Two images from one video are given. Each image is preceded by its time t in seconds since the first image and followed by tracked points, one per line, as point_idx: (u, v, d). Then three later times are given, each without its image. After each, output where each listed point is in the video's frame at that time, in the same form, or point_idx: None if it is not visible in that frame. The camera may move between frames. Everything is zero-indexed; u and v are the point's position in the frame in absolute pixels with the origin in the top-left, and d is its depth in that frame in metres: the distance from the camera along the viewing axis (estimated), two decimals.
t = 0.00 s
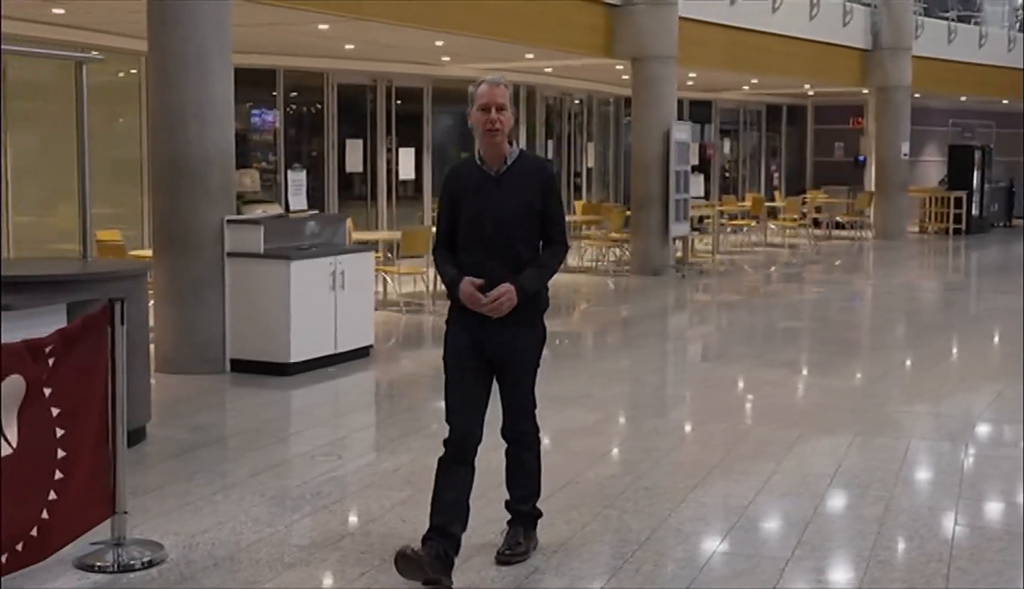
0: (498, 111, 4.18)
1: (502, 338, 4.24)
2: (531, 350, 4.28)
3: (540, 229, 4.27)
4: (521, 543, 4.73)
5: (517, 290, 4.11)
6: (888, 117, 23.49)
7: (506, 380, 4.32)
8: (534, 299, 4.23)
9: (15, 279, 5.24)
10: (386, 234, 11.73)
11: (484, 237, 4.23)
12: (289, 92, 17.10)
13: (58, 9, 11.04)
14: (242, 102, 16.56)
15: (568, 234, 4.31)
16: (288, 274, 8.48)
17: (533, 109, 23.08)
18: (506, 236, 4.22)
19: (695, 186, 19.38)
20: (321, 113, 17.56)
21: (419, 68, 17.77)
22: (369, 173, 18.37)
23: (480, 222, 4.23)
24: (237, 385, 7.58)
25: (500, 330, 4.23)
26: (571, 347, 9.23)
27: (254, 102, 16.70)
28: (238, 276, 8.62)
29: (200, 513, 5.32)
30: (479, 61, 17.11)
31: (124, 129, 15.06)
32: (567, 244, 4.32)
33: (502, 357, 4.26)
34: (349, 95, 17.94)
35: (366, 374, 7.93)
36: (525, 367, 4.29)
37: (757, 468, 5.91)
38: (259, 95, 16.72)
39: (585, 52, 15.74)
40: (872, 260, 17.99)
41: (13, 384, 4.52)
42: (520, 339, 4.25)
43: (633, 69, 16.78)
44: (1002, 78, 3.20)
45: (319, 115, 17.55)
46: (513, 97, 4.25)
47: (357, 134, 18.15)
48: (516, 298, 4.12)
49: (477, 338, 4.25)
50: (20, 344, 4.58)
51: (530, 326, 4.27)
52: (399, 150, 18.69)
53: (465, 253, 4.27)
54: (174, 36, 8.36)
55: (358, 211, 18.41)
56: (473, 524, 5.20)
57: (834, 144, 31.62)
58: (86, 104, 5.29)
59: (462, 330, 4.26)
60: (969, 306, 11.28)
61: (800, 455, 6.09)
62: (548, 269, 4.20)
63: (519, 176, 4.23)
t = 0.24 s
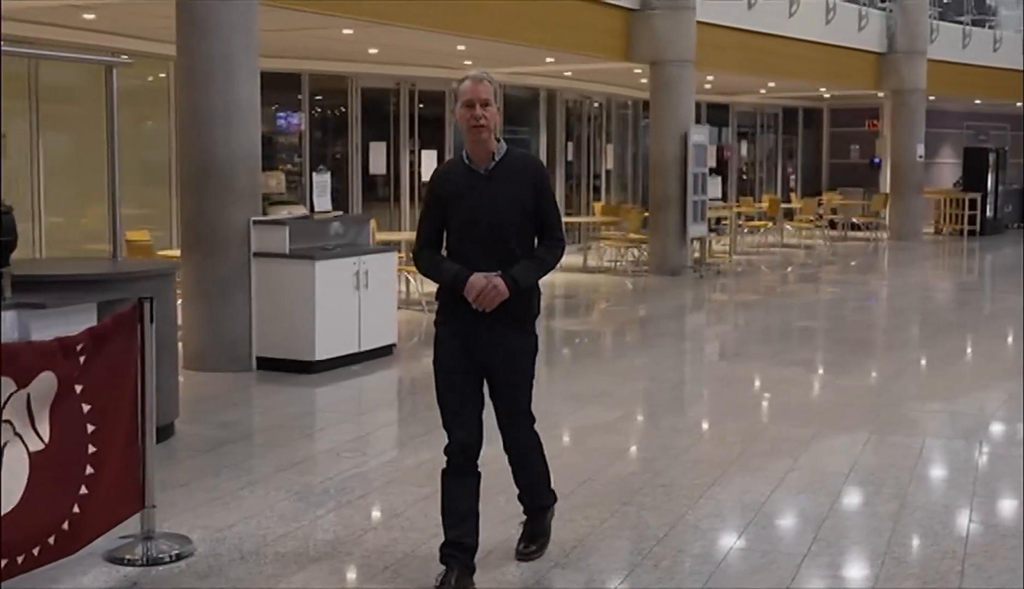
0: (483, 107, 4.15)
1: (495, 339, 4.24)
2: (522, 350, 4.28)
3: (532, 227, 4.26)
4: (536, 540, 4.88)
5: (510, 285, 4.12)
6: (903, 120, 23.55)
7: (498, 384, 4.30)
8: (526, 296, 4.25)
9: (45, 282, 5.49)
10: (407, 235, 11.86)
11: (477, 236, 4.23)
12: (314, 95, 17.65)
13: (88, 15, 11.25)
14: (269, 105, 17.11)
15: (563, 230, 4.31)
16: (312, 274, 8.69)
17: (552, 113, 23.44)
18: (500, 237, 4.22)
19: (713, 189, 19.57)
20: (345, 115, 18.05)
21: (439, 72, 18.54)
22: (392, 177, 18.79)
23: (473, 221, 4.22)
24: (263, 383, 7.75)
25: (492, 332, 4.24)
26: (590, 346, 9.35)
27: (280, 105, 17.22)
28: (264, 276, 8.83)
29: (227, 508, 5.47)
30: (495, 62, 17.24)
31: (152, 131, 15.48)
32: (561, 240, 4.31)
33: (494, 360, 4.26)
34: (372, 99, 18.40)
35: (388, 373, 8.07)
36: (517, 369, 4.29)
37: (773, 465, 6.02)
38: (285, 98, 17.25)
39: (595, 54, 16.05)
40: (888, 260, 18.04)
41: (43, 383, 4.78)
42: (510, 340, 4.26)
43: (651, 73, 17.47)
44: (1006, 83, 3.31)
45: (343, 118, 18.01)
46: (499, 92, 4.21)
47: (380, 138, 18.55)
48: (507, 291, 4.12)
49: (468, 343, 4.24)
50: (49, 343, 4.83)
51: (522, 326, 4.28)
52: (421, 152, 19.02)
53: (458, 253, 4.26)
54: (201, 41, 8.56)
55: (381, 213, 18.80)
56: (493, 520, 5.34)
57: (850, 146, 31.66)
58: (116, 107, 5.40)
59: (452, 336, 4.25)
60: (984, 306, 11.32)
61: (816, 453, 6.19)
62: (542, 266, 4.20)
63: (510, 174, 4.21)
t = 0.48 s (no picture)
0: (483, 106, 4.04)
1: (486, 340, 4.09)
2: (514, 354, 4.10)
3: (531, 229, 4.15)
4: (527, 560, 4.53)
5: (505, 278, 3.98)
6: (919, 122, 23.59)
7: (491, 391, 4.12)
8: (522, 296, 4.10)
9: (75, 284, 5.65)
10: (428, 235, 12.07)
11: (472, 233, 4.11)
12: (339, 98, 18.24)
13: (118, 21, 11.45)
14: (295, 108, 17.74)
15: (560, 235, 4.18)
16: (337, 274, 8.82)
17: (574, 115, 23.94)
18: (498, 238, 4.11)
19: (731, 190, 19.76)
20: (370, 118, 18.69)
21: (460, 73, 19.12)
22: (415, 178, 19.39)
23: (469, 217, 4.10)
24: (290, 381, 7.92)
25: (484, 332, 4.09)
26: (610, 344, 9.47)
27: (306, 109, 17.84)
28: (290, 276, 8.97)
29: (254, 502, 5.61)
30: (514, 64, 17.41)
31: (181, 135, 15.84)
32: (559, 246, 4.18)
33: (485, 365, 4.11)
34: (396, 101, 18.99)
35: (411, 372, 8.23)
36: (509, 375, 4.10)
37: (791, 463, 6.11)
38: (311, 102, 17.89)
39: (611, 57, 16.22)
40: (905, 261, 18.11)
41: (75, 379, 4.93)
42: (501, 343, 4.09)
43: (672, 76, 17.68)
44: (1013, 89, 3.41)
45: (367, 121, 18.63)
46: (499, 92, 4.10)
47: (403, 139, 19.17)
48: (501, 286, 3.97)
49: (458, 347, 4.12)
50: (80, 341, 4.97)
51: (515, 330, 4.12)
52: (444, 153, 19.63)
53: (452, 250, 4.14)
54: (230, 48, 8.76)
55: (403, 212, 19.34)
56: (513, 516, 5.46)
57: (867, 149, 31.77)
58: (145, 111, 5.52)
59: (445, 340, 4.13)
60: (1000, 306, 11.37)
61: (833, 451, 6.28)
62: (539, 265, 4.06)
63: (509, 174, 4.10)
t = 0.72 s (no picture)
0: (480, 119, 4.16)
1: (487, 350, 4.25)
2: (514, 368, 4.26)
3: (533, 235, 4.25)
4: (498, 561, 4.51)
5: (505, 291, 4.12)
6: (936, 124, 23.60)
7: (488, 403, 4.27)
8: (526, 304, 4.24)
9: (105, 283, 5.78)
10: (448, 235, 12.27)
11: (474, 243, 4.25)
12: (365, 102, 18.51)
13: (150, 25, 11.65)
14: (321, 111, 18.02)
15: (565, 239, 4.28)
16: (363, 273, 9.04)
17: (595, 118, 24.49)
18: (499, 245, 4.22)
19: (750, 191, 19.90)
20: (395, 121, 18.99)
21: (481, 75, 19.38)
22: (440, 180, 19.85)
23: (471, 227, 4.24)
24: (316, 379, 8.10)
25: (486, 344, 4.25)
26: (630, 343, 9.60)
27: (332, 111, 18.11)
28: (317, 276, 9.19)
29: (282, 496, 5.76)
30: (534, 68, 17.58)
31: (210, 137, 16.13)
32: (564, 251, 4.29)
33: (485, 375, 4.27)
34: (421, 104, 19.35)
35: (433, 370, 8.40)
36: (508, 387, 4.25)
37: (809, 460, 6.22)
38: (338, 105, 18.16)
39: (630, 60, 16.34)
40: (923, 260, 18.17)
41: (107, 377, 5.04)
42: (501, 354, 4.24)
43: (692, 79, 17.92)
44: (1022, 95, 3.52)
45: (393, 123, 18.96)
46: (499, 103, 4.20)
47: (428, 141, 19.55)
48: (500, 299, 4.12)
49: (460, 355, 4.28)
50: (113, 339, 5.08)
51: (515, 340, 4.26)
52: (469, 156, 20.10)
53: (458, 260, 4.30)
54: (258, 51, 8.89)
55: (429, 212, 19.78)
56: (536, 511, 5.61)
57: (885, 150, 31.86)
58: (176, 113, 5.64)
59: (449, 347, 4.31)
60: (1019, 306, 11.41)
61: (851, 448, 6.38)
62: (540, 275, 4.18)
63: (511, 180, 4.20)
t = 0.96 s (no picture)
0: (488, 122, 4.09)
1: (487, 360, 4.19)
2: (515, 378, 4.20)
3: (539, 242, 4.20)
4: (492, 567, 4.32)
5: (505, 302, 4.08)
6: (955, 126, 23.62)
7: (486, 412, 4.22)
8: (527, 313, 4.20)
9: (141, 282, 5.93)
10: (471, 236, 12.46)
11: (476, 247, 4.20)
12: (393, 104, 18.74)
13: (183, 31, 11.82)
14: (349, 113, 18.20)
15: (571, 249, 4.23)
16: (390, 273, 9.23)
17: (618, 120, 24.67)
18: (502, 251, 4.18)
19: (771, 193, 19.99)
20: (421, 123, 19.20)
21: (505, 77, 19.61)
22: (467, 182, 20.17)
23: (474, 231, 4.20)
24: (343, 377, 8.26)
25: (486, 353, 4.19)
26: (653, 342, 9.71)
27: (360, 114, 18.30)
28: (345, 275, 9.39)
29: (312, 491, 5.91)
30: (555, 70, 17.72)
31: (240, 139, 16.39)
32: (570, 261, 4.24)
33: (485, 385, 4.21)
34: (447, 107, 19.58)
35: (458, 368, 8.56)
36: (506, 397, 4.19)
37: (829, 458, 6.32)
38: (366, 108, 18.36)
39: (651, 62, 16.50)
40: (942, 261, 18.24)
41: (142, 374, 5.16)
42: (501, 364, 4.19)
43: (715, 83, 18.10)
44: None
45: (419, 126, 19.17)
46: (511, 107, 4.11)
47: (455, 143, 19.78)
48: (503, 309, 4.07)
49: (460, 362, 4.23)
50: (148, 337, 5.19)
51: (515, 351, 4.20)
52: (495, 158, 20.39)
53: (461, 264, 4.26)
54: (290, 54, 9.11)
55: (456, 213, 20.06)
56: (560, 506, 5.74)
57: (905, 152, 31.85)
58: (208, 115, 5.76)
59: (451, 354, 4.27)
60: None
61: (871, 446, 6.47)
62: (542, 284, 4.14)
63: (518, 185, 4.16)
